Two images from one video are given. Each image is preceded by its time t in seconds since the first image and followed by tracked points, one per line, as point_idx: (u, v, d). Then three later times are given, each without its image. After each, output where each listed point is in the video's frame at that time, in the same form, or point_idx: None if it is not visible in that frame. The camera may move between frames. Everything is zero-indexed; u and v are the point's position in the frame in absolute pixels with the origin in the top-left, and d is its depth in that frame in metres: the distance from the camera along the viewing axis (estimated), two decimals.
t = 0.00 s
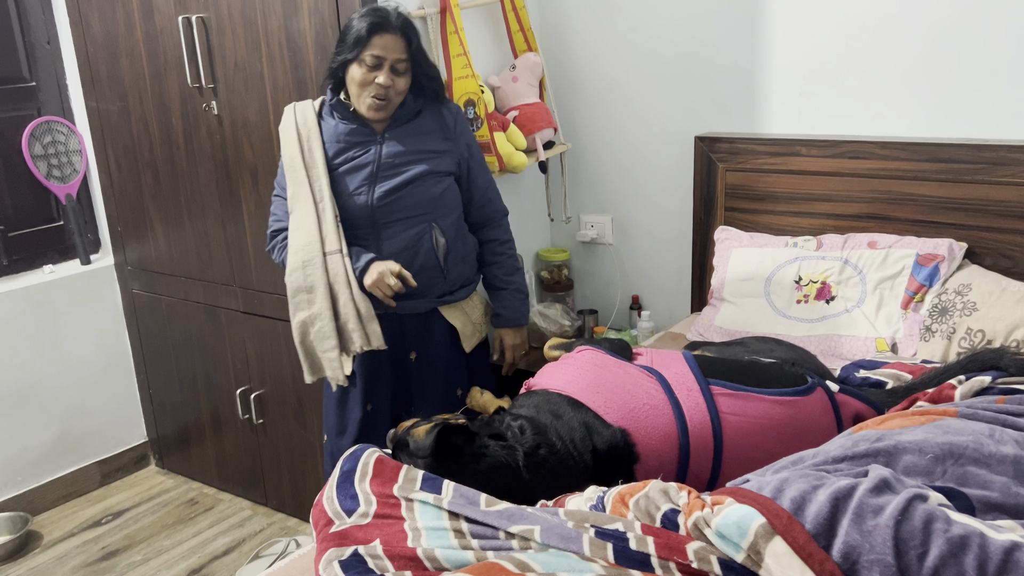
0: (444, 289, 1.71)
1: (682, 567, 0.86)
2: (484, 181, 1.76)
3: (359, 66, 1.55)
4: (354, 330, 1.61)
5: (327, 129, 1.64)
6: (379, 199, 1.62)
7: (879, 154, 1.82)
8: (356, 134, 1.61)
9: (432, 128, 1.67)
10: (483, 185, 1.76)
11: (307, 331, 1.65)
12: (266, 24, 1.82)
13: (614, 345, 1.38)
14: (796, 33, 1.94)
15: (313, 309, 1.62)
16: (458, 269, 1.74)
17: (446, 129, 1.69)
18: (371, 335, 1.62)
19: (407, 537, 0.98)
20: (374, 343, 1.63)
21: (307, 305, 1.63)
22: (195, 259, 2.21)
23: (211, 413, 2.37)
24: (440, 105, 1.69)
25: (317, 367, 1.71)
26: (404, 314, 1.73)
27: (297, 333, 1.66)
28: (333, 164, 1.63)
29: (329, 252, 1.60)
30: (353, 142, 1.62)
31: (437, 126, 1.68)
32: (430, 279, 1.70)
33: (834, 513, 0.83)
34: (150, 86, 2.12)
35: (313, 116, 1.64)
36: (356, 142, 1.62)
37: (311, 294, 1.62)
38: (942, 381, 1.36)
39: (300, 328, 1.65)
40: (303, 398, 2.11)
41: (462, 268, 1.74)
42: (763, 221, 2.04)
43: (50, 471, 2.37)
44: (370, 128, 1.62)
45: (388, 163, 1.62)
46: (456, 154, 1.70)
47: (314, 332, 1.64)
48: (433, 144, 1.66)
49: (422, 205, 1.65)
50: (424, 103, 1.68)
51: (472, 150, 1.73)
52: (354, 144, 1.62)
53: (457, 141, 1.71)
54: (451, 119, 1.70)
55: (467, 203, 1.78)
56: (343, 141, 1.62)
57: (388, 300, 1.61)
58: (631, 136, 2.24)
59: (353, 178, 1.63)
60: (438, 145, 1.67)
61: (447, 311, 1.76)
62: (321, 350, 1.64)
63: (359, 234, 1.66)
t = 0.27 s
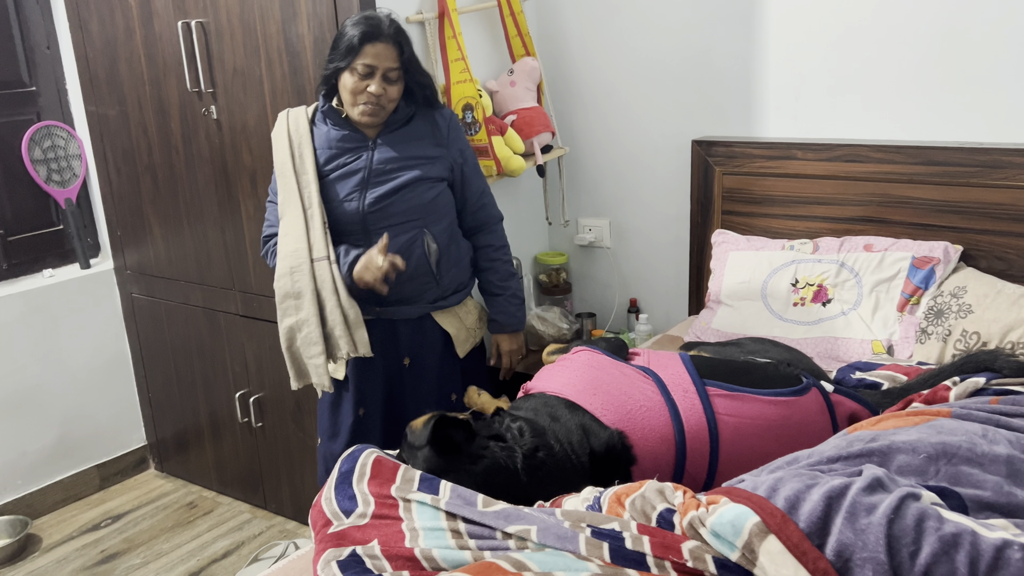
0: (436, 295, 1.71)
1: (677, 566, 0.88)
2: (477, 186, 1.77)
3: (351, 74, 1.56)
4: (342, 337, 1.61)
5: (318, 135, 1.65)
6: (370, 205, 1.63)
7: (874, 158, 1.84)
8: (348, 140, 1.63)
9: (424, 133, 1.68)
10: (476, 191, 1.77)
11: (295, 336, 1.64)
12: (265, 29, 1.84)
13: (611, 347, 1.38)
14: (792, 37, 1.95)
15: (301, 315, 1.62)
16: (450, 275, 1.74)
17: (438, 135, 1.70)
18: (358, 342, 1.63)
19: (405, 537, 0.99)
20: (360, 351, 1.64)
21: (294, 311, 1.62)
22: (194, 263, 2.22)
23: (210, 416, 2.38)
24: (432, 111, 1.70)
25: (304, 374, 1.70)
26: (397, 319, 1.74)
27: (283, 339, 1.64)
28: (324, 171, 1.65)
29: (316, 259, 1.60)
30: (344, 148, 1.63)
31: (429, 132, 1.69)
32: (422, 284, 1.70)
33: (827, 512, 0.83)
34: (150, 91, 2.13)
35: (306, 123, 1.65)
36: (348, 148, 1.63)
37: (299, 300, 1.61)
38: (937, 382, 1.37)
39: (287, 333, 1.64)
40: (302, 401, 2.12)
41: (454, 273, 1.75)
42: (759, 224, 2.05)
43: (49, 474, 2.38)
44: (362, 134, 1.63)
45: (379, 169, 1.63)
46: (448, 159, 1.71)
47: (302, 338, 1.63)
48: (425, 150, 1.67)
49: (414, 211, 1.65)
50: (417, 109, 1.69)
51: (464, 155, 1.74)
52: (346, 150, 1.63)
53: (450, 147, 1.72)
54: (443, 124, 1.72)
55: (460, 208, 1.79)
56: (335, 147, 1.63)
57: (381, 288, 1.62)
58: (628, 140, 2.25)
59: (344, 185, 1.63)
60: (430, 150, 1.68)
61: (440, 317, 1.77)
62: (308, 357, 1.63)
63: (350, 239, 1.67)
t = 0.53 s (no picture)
0: (430, 300, 1.72)
1: (671, 564, 0.88)
2: (472, 190, 1.78)
3: (347, 91, 1.55)
4: (321, 349, 1.67)
5: (312, 140, 1.65)
6: (364, 210, 1.63)
7: (868, 159, 1.85)
8: (342, 145, 1.63)
9: (418, 138, 1.68)
10: (471, 196, 1.78)
11: (278, 343, 1.72)
12: (260, 33, 1.84)
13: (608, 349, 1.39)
14: (785, 40, 1.97)
15: (285, 323, 1.69)
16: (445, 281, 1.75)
17: (431, 140, 1.70)
18: (338, 355, 1.68)
19: (401, 537, 0.99)
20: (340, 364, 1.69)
21: (280, 318, 1.69)
22: (190, 266, 2.22)
23: (207, 420, 2.38)
24: (427, 117, 1.70)
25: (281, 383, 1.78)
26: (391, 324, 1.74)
27: (267, 345, 1.72)
28: (316, 175, 1.65)
29: (309, 269, 1.64)
30: (338, 153, 1.63)
31: (423, 137, 1.69)
32: (416, 287, 1.71)
33: (820, 509, 0.84)
34: (146, 95, 2.13)
35: (299, 128, 1.66)
36: (342, 153, 1.63)
37: (285, 309, 1.68)
38: (930, 381, 1.37)
39: (271, 339, 1.71)
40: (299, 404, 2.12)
41: (449, 277, 1.76)
42: (754, 225, 2.06)
43: (46, 479, 2.38)
44: (355, 139, 1.63)
45: (373, 174, 1.63)
46: (443, 164, 1.71)
47: (285, 344, 1.70)
48: (419, 156, 1.67)
49: (408, 216, 1.66)
50: (411, 116, 1.68)
51: (459, 160, 1.74)
52: (339, 155, 1.64)
53: (444, 152, 1.72)
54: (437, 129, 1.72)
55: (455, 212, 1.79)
56: (328, 152, 1.63)
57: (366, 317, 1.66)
58: (623, 142, 2.26)
59: (338, 190, 1.64)
60: (424, 156, 1.68)
61: (435, 320, 1.77)
62: (289, 364, 1.70)
63: (343, 243, 1.68)
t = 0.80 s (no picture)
0: (427, 302, 1.73)
1: (669, 559, 0.89)
2: (468, 193, 1.78)
3: (347, 91, 1.55)
4: (331, 347, 1.67)
5: (307, 143, 1.66)
6: (361, 212, 1.63)
7: (861, 159, 1.86)
8: (338, 148, 1.63)
9: (413, 141, 1.69)
10: (466, 199, 1.78)
11: (284, 344, 1.71)
12: (256, 35, 1.85)
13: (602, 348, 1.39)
14: (778, 41, 1.98)
15: (289, 325, 1.69)
16: (441, 283, 1.76)
17: (427, 142, 1.71)
18: (347, 352, 1.69)
19: (400, 536, 0.99)
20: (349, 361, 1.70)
21: (284, 321, 1.69)
22: (187, 269, 2.22)
23: (204, 422, 2.38)
24: (423, 120, 1.70)
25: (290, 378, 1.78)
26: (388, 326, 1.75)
27: (272, 347, 1.71)
28: (313, 178, 1.66)
29: (307, 274, 1.64)
30: (334, 156, 1.64)
31: (418, 140, 1.70)
32: (413, 289, 1.71)
33: (816, 503, 0.85)
34: (142, 98, 2.14)
35: (294, 130, 1.66)
36: (338, 155, 1.64)
37: (288, 311, 1.67)
38: (925, 378, 1.38)
39: (276, 342, 1.70)
40: (296, 405, 2.12)
41: (445, 279, 1.76)
42: (749, 225, 2.07)
43: (42, 482, 2.37)
44: (352, 141, 1.64)
45: (370, 177, 1.64)
46: (439, 167, 1.72)
47: (292, 345, 1.70)
48: (416, 159, 1.68)
49: (404, 218, 1.67)
50: (407, 119, 1.69)
51: (454, 163, 1.75)
52: (336, 158, 1.64)
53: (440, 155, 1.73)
54: (433, 132, 1.72)
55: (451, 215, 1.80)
56: (324, 155, 1.64)
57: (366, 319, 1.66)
58: (617, 144, 2.27)
59: (334, 193, 1.64)
60: (421, 159, 1.69)
61: (432, 321, 1.78)
62: (298, 363, 1.70)
63: (339, 246, 1.68)
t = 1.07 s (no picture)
0: (426, 300, 1.74)
1: (667, 553, 0.90)
2: (464, 192, 1.79)
3: (343, 92, 1.55)
4: (319, 352, 1.67)
5: (303, 143, 1.66)
6: (359, 210, 1.64)
7: (855, 157, 1.87)
8: (334, 147, 1.64)
9: (409, 140, 1.69)
10: (463, 197, 1.79)
11: (272, 347, 1.72)
12: (253, 36, 1.85)
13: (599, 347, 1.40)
14: (772, 40, 1.99)
15: (279, 327, 1.69)
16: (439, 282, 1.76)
17: (423, 141, 1.72)
18: (334, 359, 1.70)
19: (401, 533, 1.00)
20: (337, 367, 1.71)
21: (274, 323, 1.69)
22: (184, 269, 2.23)
23: (201, 423, 2.38)
24: (417, 119, 1.71)
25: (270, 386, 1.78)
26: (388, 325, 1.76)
27: (260, 350, 1.72)
28: (310, 179, 1.66)
29: (303, 274, 1.65)
30: (330, 155, 1.64)
31: (414, 139, 1.70)
32: (412, 287, 1.72)
33: (813, 497, 0.85)
34: (138, 99, 2.14)
35: (290, 131, 1.66)
36: (335, 155, 1.64)
37: (280, 313, 1.68)
38: (919, 374, 1.39)
39: (264, 344, 1.71)
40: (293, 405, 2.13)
41: (444, 277, 1.77)
42: (744, 224, 2.08)
43: (39, 483, 2.37)
44: (348, 141, 1.64)
45: (367, 176, 1.64)
46: (436, 165, 1.72)
47: (278, 348, 1.71)
48: (413, 158, 1.68)
49: (402, 216, 1.67)
50: (403, 118, 1.69)
51: (450, 162, 1.76)
52: (332, 157, 1.64)
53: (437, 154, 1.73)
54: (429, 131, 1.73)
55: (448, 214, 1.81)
56: (321, 155, 1.64)
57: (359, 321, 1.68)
58: (613, 143, 2.28)
59: (330, 193, 1.65)
60: (418, 158, 1.69)
61: (430, 320, 1.78)
62: (282, 367, 1.71)
63: (337, 246, 1.68)
